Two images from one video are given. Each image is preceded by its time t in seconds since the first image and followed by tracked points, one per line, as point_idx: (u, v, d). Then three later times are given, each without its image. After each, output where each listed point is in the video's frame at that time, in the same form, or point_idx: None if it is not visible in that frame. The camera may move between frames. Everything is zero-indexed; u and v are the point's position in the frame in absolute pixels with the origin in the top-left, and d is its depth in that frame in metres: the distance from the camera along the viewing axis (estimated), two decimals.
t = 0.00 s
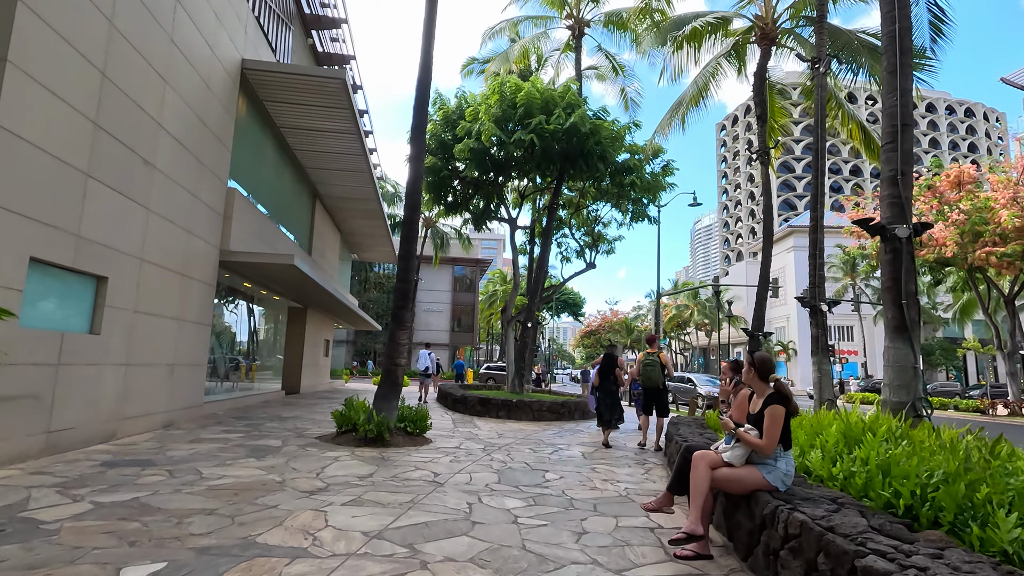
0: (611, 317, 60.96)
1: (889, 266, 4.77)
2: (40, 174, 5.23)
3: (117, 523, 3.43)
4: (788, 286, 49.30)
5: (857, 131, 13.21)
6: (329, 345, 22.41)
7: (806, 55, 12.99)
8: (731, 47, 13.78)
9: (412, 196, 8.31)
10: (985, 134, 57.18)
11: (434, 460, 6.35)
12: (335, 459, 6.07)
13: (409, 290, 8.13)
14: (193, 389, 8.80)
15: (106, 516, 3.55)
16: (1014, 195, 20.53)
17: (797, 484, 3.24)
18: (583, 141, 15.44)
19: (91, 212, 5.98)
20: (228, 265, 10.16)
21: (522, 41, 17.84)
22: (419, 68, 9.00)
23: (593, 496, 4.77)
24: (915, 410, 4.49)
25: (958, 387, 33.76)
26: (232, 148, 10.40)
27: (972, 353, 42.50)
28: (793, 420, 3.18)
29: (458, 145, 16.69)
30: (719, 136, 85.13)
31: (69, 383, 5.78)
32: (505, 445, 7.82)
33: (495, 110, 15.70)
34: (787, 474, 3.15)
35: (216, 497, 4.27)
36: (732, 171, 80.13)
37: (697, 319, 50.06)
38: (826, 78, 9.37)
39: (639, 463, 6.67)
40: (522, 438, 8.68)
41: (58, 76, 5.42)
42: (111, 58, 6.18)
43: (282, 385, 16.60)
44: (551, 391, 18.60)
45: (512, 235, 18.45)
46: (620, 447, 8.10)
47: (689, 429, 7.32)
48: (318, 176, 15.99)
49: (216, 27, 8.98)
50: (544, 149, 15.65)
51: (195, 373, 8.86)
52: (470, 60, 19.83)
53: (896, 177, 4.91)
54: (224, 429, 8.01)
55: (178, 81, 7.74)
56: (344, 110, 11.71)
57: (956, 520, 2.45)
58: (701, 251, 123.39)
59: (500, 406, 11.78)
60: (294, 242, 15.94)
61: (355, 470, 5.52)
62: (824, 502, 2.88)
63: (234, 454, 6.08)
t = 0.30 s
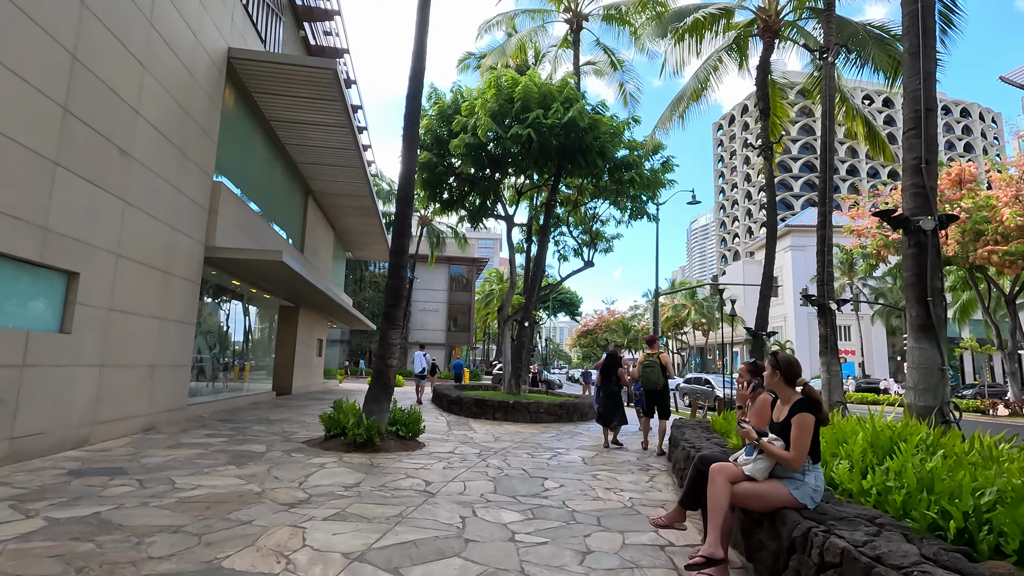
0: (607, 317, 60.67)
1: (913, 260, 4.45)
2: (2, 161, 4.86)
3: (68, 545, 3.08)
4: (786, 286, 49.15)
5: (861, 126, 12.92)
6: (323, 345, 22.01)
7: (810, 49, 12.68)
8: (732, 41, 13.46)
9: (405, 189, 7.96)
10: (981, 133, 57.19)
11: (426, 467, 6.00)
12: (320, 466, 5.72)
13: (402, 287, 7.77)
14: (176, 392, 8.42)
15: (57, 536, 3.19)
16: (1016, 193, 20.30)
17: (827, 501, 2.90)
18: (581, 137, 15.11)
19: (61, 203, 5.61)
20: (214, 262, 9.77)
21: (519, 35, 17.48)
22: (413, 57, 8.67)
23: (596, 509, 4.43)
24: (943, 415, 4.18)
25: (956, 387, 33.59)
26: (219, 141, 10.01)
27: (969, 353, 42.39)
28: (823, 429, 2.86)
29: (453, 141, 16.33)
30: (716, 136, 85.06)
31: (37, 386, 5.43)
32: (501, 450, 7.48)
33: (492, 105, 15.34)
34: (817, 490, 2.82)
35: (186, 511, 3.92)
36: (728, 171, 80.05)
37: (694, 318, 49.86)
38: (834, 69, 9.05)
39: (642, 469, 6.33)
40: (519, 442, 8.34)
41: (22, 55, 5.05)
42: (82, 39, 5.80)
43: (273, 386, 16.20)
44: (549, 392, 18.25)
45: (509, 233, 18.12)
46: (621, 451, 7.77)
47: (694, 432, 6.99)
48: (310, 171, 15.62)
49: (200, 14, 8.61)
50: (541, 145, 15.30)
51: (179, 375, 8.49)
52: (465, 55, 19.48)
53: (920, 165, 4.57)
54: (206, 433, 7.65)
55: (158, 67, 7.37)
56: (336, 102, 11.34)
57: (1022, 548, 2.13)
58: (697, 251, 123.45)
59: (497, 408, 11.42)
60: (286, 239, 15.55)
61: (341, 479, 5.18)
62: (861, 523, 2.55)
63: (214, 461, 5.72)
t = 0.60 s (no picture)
0: (603, 315, 60.40)
1: (949, 248, 4.12)
2: None
3: (9, 565, 2.70)
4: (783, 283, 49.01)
5: (868, 117, 12.59)
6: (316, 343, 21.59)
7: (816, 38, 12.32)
8: (736, 30, 13.10)
9: (399, 178, 7.58)
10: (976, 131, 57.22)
11: (421, 469, 5.63)
12: (308, 469, 5.34)
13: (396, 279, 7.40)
14: (158, 390, 8.02)
15: None
16: (1019, 189, 20.07)
17: (876, 514, 2.57)
18: (581, 129, 14.74)
19: (26, 186, 5.21)
20: (199, 255, 9.37)
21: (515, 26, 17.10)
22: (407, 40, 8.29)
23: (606, 517, 4.07)
24: (982, 414, 3.87)
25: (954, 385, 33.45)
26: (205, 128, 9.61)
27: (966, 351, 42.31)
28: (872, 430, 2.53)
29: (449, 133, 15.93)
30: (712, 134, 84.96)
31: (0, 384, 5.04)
32: (500, 451, 7.12)
33: (489, 96, 14.96)
34: (866, 503, 2.48)
35: (154, 522, 3.54)
36: (725, 168, 79.95)
37: (691, 316, 49.64)
38: (846, 54, 8.71)
39: (650, 471, 5.99)
40: (519, 443, 7.98)
41: None
42: (50, 10, 5.41)
43: (263, 385, 15.78)
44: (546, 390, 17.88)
45: (506, 228, 17.75)
46: (625, 452, 7.43)
47: (702, 431, 6.65)
48: (302, 164, 15.19)
49: None
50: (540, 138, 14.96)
51: (161, 372, 8.09)
52: (462, 46, 19.08)
53: (955, 146, 4.24)
54: (189, 433, 7.25)
55: (137, 47, 6.98)
56: (327, 90, 10.94)
57: None
58: (693, 249, 123.44)
59: (495, 407, 11.06)
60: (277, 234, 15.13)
61: (329, 484, 4.81)
62: (923, 542, 2.22)
63: (193, 464, 5.34)
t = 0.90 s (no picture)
0: (597, 314, 60.21)
1: (976, 237, 3.85)
2: None
3: None
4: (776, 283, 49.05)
5: (869, 111, 12.36)
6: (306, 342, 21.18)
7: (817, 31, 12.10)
8: (735, 23, 12.83)
9: (388, 169, 7.23)
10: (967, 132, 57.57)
11: (409, 476, 5.28)
12: (288, 477, 4.98)
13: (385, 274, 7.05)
14: (133, 391, 7.62)
15: None
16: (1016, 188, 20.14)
17: (925, 534, 2.25)
18: (576, 123, 14.45)
19: None
20: (180, 249, 8.98)
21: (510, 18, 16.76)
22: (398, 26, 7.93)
23: (609, 530, 3.75)
24: (1016, 417, 3.58)
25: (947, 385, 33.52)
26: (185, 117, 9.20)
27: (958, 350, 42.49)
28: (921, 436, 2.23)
29: (442, 126, 15.56)
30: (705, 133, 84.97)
31: None
32: (494, 454, 6.80)
33: (482, 89, 14.61)
34: (914, 522, 2.17)
35: (109, 539, 3.18)
36: (718, 168, 79.99)
37: (685, 315, 49.48)
38: (851, 44, 8.45)
39: (652, 477, 5.67)
40: (513, 446, 7.64)
41: None
42: None
43: (250, 385, 15.35)
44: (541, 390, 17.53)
45: (500, 225, 17.44)
46: (624, 456, 7.12)
47: (706, 433, 6.33)
48: (290, 157, 14.78)
49: None
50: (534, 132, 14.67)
51: (137, 372, 7.69)
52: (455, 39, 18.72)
53: (983, 129, 3.95)
54: (165, 436, 6.87)
55: (109, 27, 6.59)
56: (315, 79, 10.54)
57: None
58: (686, 248, 123.70)
59: (488, 407, 10.73)
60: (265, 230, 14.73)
61: (310, 492, 4.46)
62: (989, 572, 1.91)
63: (164, 471, 4.97)
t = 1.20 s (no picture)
0: (589, 315, 59.99)
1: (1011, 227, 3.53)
2: None
3: None
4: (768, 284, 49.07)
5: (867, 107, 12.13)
6: (292, 342, 20.64)
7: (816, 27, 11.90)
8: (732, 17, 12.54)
9: (371, 158, 6.82)
10: (955, 136, 58.02)
11: (390, 487, 4.88)
12: (256, 488, 4.57)
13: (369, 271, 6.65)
14: (97, 394, 7.14)
15: None
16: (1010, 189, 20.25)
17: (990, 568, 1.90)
18: (570, 118, 14.12)
19: None
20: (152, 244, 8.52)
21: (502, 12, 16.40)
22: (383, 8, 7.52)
23: (608, 551, 3.37)
24: None
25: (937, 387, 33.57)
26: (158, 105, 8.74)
27: (947, 352, 42.70)
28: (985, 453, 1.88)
29: (432, 121, 15.15)
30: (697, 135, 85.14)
31: None
32: (483, 462, 6.40)
33: (473, 83, 14.22)
34: (981, 556, 1.82)
35: (34, 568, 2.75)
36: (710, 169, 80.16)
37: (677, 316, 49.32)
38: (856, 34, 8.16)
39: (652, 487, 5.28)
40: (504, 451, 7.25)
41: None
42: None
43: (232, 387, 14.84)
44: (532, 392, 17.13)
45: (491, 223, 17.07)
46: (620, 463, 6.75)
47: (708, 439, 5.97)
48: (274, 151, 14.30)
49: None
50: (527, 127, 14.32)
51: (102, 374, 7.23)
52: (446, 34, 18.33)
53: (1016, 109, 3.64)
54: (130, 443, 6.40)
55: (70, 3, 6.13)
56: (298, 67, 10.10)
57: None
58: (677, 250, 123.96)
59: (478, 410, 10.33)
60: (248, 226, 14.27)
61: (278, 507, 4.04)
62: None
63: (120, 482, 4.52)
